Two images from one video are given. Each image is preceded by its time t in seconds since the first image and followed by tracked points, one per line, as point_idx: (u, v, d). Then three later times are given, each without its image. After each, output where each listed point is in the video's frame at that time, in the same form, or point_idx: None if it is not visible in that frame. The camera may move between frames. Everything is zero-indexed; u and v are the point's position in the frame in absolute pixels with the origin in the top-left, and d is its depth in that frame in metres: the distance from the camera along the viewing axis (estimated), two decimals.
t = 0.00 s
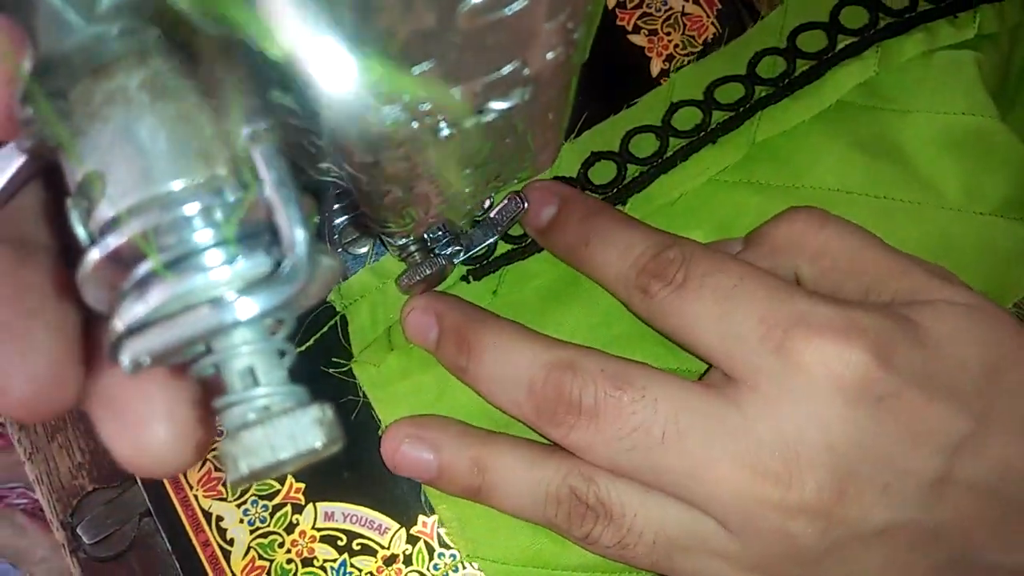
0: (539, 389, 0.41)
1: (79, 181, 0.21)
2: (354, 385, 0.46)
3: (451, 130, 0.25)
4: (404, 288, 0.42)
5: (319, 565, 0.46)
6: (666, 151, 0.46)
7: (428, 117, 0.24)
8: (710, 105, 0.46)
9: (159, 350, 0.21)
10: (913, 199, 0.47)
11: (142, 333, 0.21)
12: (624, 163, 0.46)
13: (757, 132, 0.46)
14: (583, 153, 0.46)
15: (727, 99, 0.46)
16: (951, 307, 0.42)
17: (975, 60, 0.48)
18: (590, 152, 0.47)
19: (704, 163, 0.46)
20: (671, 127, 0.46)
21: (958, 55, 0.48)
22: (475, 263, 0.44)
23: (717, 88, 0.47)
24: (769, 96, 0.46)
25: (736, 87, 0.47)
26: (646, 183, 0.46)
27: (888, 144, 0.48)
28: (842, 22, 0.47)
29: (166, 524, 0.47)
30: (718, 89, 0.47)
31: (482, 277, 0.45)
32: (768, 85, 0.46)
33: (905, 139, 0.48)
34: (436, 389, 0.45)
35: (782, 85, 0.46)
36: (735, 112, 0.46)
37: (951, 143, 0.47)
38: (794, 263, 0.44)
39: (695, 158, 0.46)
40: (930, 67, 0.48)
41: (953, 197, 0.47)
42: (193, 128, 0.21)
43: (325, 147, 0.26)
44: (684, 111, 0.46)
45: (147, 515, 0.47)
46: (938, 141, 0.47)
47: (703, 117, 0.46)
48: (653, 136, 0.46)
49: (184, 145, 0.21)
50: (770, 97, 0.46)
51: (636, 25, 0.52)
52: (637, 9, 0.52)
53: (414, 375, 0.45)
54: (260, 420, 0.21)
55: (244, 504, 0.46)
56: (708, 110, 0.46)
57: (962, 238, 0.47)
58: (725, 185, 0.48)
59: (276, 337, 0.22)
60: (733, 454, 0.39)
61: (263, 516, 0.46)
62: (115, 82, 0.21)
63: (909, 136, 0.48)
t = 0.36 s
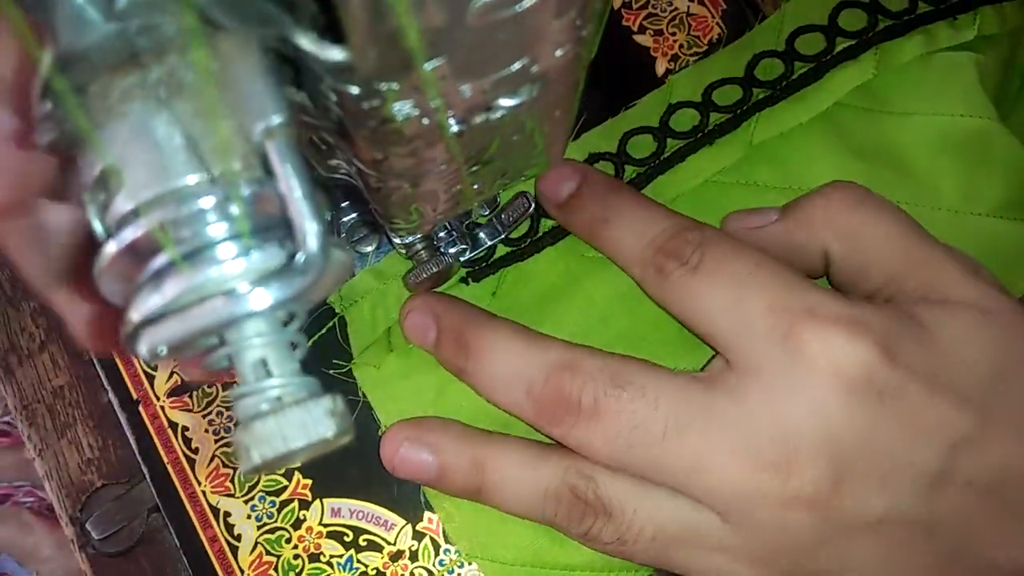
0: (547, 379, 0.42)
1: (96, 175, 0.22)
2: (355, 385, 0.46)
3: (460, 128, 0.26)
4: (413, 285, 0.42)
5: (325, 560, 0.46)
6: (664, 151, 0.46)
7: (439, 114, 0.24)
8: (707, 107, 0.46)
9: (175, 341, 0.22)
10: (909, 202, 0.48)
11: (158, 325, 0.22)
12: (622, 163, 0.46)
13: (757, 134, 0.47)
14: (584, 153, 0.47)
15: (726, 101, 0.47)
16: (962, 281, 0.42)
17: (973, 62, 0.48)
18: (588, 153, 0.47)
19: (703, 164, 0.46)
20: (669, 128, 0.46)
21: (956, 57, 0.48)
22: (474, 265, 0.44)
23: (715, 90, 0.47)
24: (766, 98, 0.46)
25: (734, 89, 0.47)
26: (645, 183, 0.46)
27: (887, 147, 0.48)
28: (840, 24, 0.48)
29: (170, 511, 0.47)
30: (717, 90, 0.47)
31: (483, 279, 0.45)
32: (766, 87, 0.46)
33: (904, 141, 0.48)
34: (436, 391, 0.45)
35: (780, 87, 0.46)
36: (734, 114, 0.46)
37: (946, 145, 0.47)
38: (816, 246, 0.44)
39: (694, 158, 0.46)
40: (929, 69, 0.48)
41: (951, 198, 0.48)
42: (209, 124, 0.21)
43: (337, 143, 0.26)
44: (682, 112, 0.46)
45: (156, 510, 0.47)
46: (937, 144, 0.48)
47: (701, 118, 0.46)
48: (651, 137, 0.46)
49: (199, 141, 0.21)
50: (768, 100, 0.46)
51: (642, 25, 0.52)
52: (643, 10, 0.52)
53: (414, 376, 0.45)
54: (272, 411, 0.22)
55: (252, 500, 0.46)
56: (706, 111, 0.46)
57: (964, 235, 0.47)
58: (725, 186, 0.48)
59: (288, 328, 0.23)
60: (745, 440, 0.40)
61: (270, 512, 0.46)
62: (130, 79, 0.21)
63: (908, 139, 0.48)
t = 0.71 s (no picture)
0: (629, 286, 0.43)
1: (98, 173, 0.22)
2: (355, 378, 0.45)
3: (462, 127, 0.26)
4: (413, 285, 0.41)
5: (325, 561, 0.46)
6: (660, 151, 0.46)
7: (440, 112, 0.24)
8: (702, 104, 0.45)
9: (175, 339, 0.21)
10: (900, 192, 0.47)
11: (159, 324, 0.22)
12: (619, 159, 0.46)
13: (749, 131, 0.47)
14: (580, 150, 0.45)
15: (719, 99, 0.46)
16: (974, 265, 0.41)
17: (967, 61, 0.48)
18: (585, 149, 0.46)
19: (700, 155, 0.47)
20: (664, 127, 0.45)
21: (950, 51, 0.48)
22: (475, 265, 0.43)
23: (710, 87, 0.46)
24: (760, 96, 0.45)
25: (727, 87, 0.46)
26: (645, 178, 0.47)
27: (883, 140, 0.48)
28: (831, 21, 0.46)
29: (170, 516, 0.46)
30: (710, 88, 0.46)
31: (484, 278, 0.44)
32: (759, 85, 0.45)
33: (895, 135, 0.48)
34: (454, 377, 0.44)
35: (773, 85, 0.45)
36: (726, 113, 0.45)
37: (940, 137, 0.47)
38: (909, 142, 0.45)
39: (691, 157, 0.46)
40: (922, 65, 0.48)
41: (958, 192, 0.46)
42: (211, 123, 0.21)
43: (338, 141, 0.26)
44: (678, 110, 0.46)
45: (155, 511, 0.47)
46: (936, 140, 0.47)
47: (695, 116, 0.45)
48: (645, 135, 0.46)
49: (201, 139, 0.21)
50: (762, 97, 0.45)
51: (641, 26, 0.52)
52: (643, 10, 0.52)
53: (430, 362, 0.44)
54: (273, 410, 0.22)
55: (251, 501, 0.46)
56: (700, 109, 0.45)
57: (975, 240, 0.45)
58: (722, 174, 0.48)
59: (289, 327, 0.23)
60: (861, 343, 0.41)
61: (270, 513, 0.46)
62: (132, 77, 0.21)
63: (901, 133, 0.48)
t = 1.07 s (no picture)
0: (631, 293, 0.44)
1: (106, 175, 0.22)
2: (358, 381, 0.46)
3: (467, 129, 0.26)
4: (417, 286, 0.41)
5: (328, 563, 0.46)
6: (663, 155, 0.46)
7: (446, 114, 0.24)
8: (704, 108, 0.45)
9: (182, 341, 0.21)
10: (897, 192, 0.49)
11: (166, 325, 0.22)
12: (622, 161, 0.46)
13: (752, 134, 0.47)
14: (582, 153, 0.46)
15: (723, 102, 0.46)
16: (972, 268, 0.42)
17: (971, 64, 0.48)
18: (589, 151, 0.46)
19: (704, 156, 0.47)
20: (667, 130, 0.46)
21: (955, 53, 0.48)
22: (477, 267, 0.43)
23: (712, 90, 0.46)
24: (763, 101, 0.46)
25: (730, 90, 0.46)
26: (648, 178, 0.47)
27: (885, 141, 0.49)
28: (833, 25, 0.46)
29: (178, 523, 0.46)
30: (714, 91, 0.46)
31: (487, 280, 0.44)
32: (761, 91, 0.45)
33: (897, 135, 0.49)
34: (457, 377, 0.44)
35: (776, 90, 0.45)
36: (729, 116, 0.46)
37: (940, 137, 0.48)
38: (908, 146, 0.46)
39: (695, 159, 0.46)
40: (926, 66, 0.48)
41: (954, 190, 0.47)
42: (216, 125, 0.21)
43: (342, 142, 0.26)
44: (680, 113, 0.46)
45: (158, 512, 0.47)
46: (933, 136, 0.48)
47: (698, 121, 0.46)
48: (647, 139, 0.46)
49: (207, 140, 0.21)
50: (764, 102, 0.46)
51: (644, 28, 0.52)
52: (646, 13, 0.53)
53: (434, 364, 0.44)
54: (279, 411, 0.22)
55: (254, 501, 0.46)
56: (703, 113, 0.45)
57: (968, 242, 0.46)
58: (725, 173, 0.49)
59: (295, 330, 0.23)
60: (873, 335, 0.42)
61: (273, 514, 0.46)
62: (140, 78, 0.21)
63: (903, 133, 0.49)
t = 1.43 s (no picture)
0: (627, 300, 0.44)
1: (110, 179, 0.21)
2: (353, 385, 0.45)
3: (473, 133, 0.26)
4: (421, 289, 0.41)
5: (332, 565, 0.46)
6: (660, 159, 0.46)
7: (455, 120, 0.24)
8: (701, 112, 0.45)
9: (186, 349, 0.21)
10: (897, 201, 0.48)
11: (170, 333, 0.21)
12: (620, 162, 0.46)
13: (750, 138, 0.46)
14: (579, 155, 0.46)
15: (720, 106, 0.45)
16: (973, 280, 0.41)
17: (976, 70, 0.48)
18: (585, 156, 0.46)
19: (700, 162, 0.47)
20: (664, 133, 0.46)
21: (959, 59, 0.48)
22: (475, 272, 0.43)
23: (709, 94, 0.45)
24: (761, 105, 0.45)
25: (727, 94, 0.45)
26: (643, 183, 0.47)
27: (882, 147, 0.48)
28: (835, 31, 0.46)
29: (179, 524, 0.46)
30: (710, 95, 0.45)
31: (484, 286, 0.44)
32: (761, 95, 0.45)
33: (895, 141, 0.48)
34: (453, 384, 0.44)
35: (775, 96, 0.45)
36: (726, 120, 0.45)
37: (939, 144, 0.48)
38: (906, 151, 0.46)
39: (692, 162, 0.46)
40: (927, 72, 0.48)
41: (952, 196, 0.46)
42: (223, 128, 0.21)
43: (350, 146, 0.26)
44: (677, 116, 0.46)
45: (161, 513, 0.47)
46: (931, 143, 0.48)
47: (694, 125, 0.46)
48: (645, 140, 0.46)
49: (213, 146, 0.21)
50: (763, 106, 0.45)
51: (649, 29, 0.52)
52: (651, 13, 0.52)
53: (429, 369, 0.44)
54: (285, 419, 0.21)
55: (257, 504, 0.46)
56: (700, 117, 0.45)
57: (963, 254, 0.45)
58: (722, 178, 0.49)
59: (301, 336, 0.22)
60: (869, 346, 0.41)
61: (276, 516, 0.46)
62: (146, 82, 0.21)
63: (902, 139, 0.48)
